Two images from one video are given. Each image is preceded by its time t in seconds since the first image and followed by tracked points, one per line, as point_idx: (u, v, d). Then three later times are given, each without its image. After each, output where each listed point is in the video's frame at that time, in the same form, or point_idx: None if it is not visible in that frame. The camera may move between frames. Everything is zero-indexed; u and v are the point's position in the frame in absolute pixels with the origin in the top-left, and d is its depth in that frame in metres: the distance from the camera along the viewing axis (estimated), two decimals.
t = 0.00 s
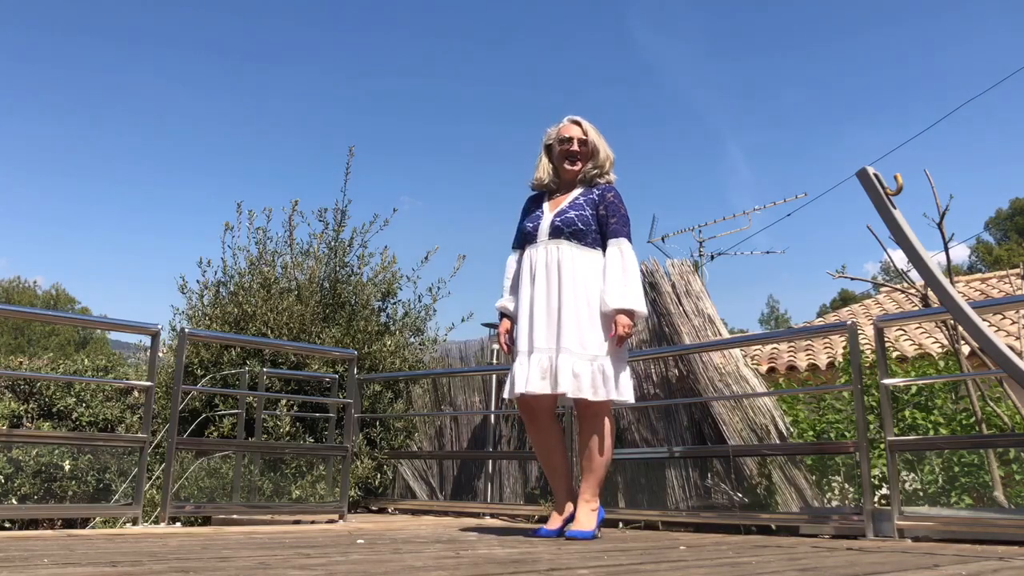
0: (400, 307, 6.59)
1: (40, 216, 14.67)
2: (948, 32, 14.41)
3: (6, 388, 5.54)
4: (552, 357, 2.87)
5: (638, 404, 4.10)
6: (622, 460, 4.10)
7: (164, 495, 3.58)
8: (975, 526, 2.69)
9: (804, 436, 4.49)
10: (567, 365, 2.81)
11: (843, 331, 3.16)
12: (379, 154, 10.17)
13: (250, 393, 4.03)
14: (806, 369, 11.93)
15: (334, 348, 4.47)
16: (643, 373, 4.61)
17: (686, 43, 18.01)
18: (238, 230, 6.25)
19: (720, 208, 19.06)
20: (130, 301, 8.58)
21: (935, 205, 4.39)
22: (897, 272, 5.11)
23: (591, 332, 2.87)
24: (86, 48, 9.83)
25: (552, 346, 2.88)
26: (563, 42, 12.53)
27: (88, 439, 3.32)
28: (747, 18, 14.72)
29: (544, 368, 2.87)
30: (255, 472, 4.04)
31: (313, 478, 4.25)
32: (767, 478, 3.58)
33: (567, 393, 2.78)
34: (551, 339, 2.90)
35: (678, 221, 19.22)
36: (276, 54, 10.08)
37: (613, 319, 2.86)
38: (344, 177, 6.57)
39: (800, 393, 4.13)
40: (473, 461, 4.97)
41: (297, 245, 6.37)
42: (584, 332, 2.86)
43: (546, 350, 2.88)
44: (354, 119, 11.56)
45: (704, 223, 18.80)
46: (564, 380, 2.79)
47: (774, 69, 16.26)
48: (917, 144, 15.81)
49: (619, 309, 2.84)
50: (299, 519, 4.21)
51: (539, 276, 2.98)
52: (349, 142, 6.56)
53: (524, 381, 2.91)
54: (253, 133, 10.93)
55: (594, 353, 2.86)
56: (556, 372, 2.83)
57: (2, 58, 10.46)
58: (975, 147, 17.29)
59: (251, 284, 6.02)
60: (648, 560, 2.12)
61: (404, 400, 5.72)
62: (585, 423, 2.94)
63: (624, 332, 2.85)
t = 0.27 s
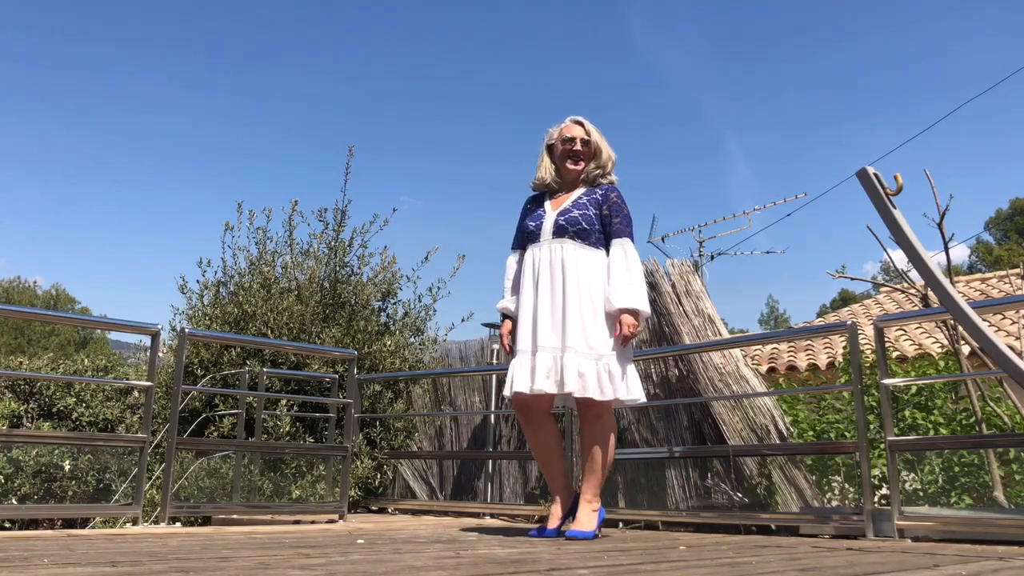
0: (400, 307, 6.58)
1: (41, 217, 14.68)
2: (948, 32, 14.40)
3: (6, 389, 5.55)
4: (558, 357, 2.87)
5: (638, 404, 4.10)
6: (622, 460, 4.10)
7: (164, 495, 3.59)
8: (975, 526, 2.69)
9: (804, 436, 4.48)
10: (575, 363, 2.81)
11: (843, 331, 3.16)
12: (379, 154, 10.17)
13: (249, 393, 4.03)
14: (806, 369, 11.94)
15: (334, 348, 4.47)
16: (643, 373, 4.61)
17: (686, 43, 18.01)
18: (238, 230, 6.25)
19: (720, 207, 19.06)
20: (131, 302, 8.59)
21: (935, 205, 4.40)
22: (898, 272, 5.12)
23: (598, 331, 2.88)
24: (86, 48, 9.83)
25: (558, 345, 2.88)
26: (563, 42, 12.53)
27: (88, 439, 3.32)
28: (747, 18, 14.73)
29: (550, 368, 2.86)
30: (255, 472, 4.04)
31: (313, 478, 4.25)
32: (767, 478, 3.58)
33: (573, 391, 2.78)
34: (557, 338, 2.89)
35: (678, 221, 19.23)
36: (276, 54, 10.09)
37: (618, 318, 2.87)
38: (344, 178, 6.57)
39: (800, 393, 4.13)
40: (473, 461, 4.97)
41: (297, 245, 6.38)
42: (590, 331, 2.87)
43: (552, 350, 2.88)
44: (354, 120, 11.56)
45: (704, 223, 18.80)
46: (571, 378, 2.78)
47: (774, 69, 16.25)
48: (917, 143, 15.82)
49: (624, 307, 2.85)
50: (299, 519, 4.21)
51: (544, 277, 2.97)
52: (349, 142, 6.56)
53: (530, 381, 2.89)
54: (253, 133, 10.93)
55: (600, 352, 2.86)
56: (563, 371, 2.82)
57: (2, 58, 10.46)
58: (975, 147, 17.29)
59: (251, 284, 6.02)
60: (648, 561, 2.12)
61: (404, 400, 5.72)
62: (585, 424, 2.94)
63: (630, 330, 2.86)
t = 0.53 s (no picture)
0: (400, 307, 6.58)
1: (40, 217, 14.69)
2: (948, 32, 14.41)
3: (6, 389, 5.55)
4: (564, 354, 2.85)
5: (638, 404, 4.10)
6: (622, 460, 4.10)
7: (164, 495, 3.58)
8: (975, 526, 2.69)
9: (804, 436, 4.48)
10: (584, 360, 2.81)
11: (843, 331, 3.16)
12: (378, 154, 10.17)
13: (249, 393, 4.03)
14: (806, 369, 11.94)
15: (334, 348, 4.47)
16: (643, 373, 4.60)
17: (686, 43, 18.02)
18: (238, 230, 6.25)
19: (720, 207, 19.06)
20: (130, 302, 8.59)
21: (935, 205, 4.40)
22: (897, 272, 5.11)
23: (602, 327, 2.89)
24: (86, 49, 9.83)
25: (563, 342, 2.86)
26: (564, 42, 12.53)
27: (88, 439, 3.32)
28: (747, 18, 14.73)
29: (556, 365, 2.84)
30: (255, 472, 4.04)
31: (313, 478, 4.25)
32: (767, 478, 3.58)
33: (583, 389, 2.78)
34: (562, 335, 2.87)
35: (678, 221, 19.22)
36: (277, 54, 10.10)
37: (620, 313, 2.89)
38: (343, 178, 6.57)
39: (800, 393, 4.13)
40: (473, 461, 4.96)
41: (297, 245, 6.38)
42: (595, 327, 2.87)
43: (558, 347, 2.86)
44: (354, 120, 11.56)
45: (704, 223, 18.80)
46: (581, 376, 2.78)
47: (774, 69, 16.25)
48: (917, 143, 15.82)
49: (627, 303, 2.88)
50: (299, 519, 4.21)
51: (549, 273, 2.94)
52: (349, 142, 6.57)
53: (534, 379, 2.86)
54: (253, 133, 10.93)
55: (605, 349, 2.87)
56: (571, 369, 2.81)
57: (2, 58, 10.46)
58: (975, 147, 17.29)
59: (251, 284, 6.02)
60: (648, 561, 2.12)
61: (404, 400, 5.73)
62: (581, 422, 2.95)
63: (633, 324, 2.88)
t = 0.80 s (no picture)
0: (400, 307, 6.58)
1: (41, 217, 14.68)
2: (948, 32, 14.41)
3: (6, 388, 5.55)
4: (573, 354, 2.85)
5: (638, 404, 4.10)
6: (622, 460, 4.10)
7: (164, 495, 3.58)
8: (975, 527, 2.69)
9: (804, 436, 4.48)
10: (596, 360, 2.84)
11: (843, 331, 3.16)
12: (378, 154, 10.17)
13: (249, 393, 4.03)
14: (806, 369, 11.94)
15: (334, 348, 4.47)
16: (643, 373, 4.58)
17: (686, 43, 18.02)
18: (238, 230, 6.26)
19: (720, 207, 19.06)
20: (130, 302, 8.60)
21: (935, 204, 4.40)
22: (897, 272, 5.11)
23: (603, 327, 2.92)
24: (86, 49, 9.83)
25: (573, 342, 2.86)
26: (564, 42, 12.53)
27: (88, 439, 3.32)
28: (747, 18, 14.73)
29: (565, 365, 2.83)
30: (255, 472, 4.04)
31: (313, 478, 4.25)
32: (767, 478, 3.58)
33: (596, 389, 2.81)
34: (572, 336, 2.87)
35: (678, 221, 19.22)
36: (277, 54, 10.10)
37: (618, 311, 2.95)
38: (344, 178, 6.57)
39: (800, 393, 4.14)
40: (472, 460, 4.95)
41: (297, 245, 6.38)
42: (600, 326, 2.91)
43: (568, 347, 2.85)
44: (354, 120, 11.55)
45: (704, 223, 18.79)
46: (594, 377, 2.81)
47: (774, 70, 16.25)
48: (917, 143, 15.82)
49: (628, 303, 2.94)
50: (298, 519, 4.21)
51: (554, 274, 2.90)
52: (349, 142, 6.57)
53: (542, 379, 2.82)
54: (252, 133, 10.93)
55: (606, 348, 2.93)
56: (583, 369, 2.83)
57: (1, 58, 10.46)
58: (975, 147, 17.29)
59: (251, 284, 6.02)
60: (647, 560, 2.12)
61: (404, 400, 5.73)
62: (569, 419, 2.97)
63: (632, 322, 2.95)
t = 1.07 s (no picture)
0: (400, 307, 6.58)
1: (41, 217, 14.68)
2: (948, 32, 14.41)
3: (6, 389, 5.55)
4: (570, 357, 2.87)
5: (639, 404, 4.10)
6: (621, 460, 4.10)
7: (164, 495, 3.58)
8: (975, 527, 2.69)
9: (804, 436, 4.48)
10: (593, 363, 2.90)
11: (843, 331, 3.16)
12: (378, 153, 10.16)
13: (249, 393, 4.02)
14: (806, 369, 11.94)
15: (334, 347, 4.47)
16: (642, 373, 4.58)
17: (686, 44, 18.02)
18: (238, 230, 6.25)
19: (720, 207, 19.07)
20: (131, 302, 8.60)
21: (935, 204, 4.40)
22: (897, 272, 5.10)
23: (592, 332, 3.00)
24: (86, 49, 9.84)
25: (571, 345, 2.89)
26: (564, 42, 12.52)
27: (88, 439, 3.32)
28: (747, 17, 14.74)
29: (563, 367, 2.84)
30: (255, 472, 4.04)
31: (313, 478, 4.25)
32: (767, 478, 3.58)
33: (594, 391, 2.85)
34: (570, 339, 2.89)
35: (678, 221, 19.22)
36: (277, 54, 10.10)
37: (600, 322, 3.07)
38: (344, 178, 6.56)
39: (800, 393, 4.13)
40: (473, 460, 4.94)
41: (297, 245, 6.38)
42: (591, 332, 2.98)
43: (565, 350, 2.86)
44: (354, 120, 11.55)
45: (704, 223, 18.79)
46: (592, 379, 2.86)
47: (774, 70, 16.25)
48: (918, 143, 15.82)
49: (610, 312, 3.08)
50: (298, 519, 4.21)
51: (553, 277, 2.93)
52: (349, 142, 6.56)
53: (540, 382, 2.81)
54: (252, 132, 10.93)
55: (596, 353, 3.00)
56: (581, 371, 2.87)
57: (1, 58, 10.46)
58: (975, 147, 17.30)
59: (251, 284, 6.02)
60: (648, 560, 2.12)
61: (404, 400, 5.73)
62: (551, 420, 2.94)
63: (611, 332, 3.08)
